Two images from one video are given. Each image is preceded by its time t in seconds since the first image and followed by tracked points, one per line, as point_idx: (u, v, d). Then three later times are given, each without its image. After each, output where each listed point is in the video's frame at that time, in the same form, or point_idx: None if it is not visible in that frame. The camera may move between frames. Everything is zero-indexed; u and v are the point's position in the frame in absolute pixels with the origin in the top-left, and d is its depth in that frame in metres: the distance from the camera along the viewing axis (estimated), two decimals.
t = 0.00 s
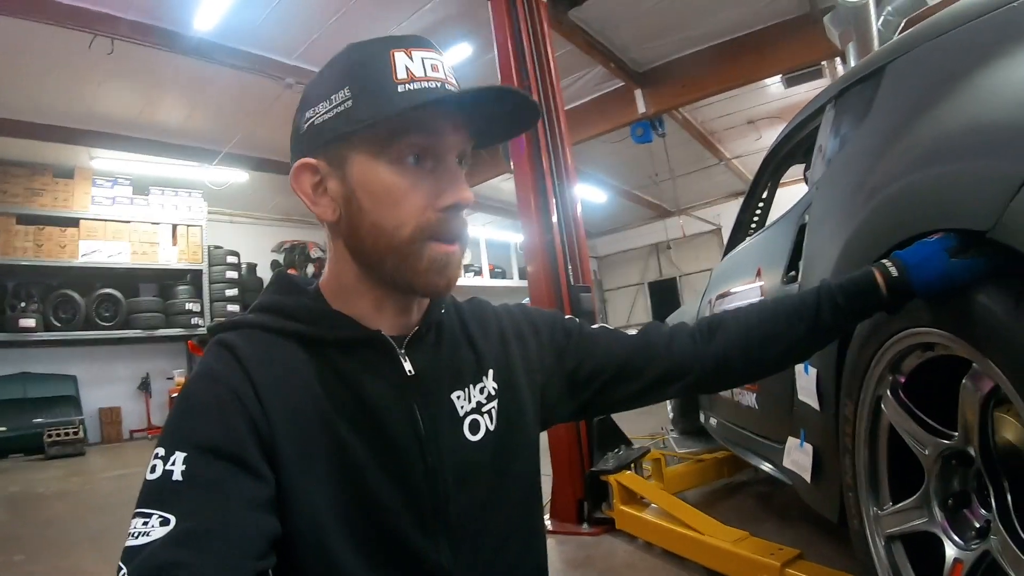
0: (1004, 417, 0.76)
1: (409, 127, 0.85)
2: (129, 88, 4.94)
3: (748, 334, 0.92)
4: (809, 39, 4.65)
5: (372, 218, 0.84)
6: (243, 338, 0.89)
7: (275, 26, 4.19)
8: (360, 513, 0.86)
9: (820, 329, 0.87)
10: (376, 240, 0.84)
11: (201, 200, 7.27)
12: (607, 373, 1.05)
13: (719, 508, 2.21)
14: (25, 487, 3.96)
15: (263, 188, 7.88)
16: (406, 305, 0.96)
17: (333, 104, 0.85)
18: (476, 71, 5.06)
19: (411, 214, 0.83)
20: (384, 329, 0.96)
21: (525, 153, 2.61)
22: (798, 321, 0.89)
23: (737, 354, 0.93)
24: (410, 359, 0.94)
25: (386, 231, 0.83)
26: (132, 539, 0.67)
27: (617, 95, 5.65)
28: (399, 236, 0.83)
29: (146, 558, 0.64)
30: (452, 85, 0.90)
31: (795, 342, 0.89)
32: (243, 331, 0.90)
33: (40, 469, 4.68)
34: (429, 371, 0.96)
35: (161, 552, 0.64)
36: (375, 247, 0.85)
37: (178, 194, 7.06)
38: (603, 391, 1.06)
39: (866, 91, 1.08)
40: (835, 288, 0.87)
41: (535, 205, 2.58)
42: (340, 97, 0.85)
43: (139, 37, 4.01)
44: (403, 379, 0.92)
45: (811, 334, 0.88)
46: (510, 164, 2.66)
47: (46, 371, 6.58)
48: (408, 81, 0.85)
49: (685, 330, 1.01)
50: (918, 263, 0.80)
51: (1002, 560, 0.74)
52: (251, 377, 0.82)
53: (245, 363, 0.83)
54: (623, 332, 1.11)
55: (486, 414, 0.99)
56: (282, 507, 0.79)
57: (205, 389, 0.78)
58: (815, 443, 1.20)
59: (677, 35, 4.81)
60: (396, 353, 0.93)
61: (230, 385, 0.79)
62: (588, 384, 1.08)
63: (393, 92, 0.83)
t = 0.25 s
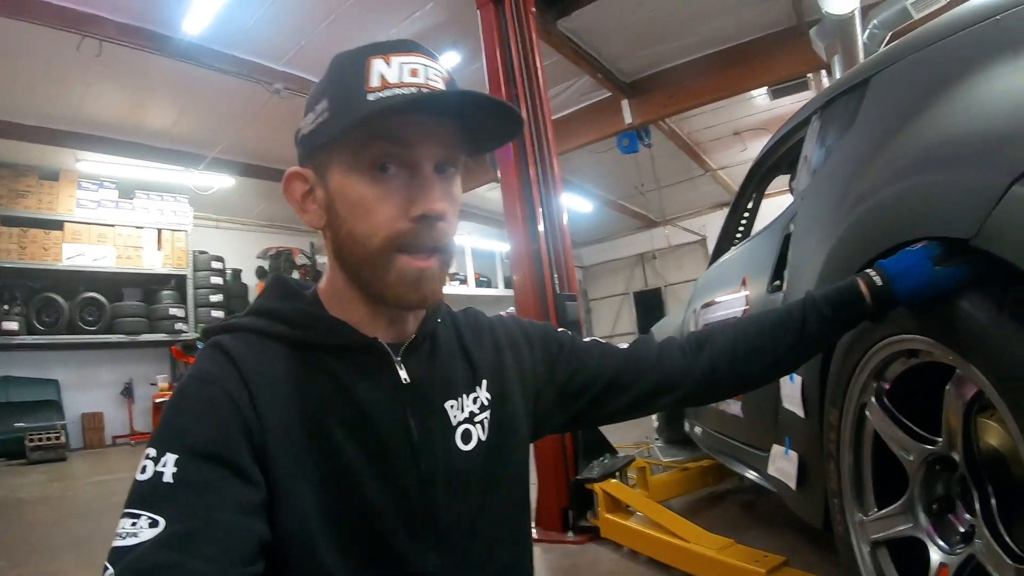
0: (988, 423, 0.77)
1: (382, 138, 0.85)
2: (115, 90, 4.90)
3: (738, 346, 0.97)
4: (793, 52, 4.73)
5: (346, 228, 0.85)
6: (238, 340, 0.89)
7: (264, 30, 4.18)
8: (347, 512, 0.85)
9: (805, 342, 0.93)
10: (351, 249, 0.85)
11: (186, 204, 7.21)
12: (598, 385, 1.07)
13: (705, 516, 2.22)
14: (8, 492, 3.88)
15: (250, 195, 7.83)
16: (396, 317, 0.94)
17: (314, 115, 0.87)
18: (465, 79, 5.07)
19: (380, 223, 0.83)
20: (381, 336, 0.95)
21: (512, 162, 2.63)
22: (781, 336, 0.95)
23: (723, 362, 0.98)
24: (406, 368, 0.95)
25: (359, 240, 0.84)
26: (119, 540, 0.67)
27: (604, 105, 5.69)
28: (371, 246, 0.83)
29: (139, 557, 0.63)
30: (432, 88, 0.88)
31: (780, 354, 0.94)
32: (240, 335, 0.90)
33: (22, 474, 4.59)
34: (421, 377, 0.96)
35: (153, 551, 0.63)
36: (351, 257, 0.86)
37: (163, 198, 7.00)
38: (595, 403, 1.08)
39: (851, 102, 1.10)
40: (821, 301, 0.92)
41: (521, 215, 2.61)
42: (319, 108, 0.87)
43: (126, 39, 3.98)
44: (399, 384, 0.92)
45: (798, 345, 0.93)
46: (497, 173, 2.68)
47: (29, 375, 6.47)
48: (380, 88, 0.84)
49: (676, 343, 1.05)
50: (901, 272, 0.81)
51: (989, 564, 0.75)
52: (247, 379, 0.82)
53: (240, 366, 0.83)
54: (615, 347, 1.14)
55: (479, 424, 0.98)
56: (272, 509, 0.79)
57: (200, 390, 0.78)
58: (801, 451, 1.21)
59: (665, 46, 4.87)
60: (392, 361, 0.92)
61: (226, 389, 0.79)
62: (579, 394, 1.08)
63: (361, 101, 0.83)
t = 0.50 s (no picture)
0: (970, 443, 0.77)
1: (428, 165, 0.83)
2: (108, 96, 4.87)
3: (721, 366, 0.97)
4: (784, 78, 4.82)
5: (375, 252, 0.83)
6: (224, 345, 0.87)
7: (261, 42, 4.20)
8: (325, 516, 0.83)
9: (788, 358, 0.94)
10: (378, 272, 0.83)
11: (178, 213, 7.07)
12: (580, 401, 1.05)
13: (689, 536, 2.20)
14: None
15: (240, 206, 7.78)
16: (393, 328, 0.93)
17: (352, 127, 0.83)
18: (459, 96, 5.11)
19: (415, 254, 0.82)
20: (366, 348, 0.92)
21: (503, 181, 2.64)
22: (769, 351, 0.95)
23: (708, 381, 0.98)
24: (391, 383, 0.92)
25: (389, 265, 0.82)
26: (101, 539, 0.68)
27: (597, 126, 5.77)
28: (401, 272, 0.82)
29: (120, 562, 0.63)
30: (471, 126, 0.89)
31: (762, 373, 0.95)
32: (227, 342, 0.88)
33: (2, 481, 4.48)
34: (408, 388, 0.95)
35: (129, 555, 0.65)
36: (375, 281, 0.84)
37: (155, 207, 6.84)
38: (576, 418, 1.06)
39: (839, 126, 1.12)
40: (805, 321, 0.93)
41: (511, 234, 2.60)
42: (360, 123, 0.83)
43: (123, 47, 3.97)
44: (381, 397, 0.90)
45: (779, 364, 0.94)
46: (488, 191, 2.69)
47: (11, 378, 6.33)
48: (430, 119, 0.84)
49: (658, 362, 1.04)
50: (884, 292, 0.82)
51: None
52: (233, 389, 0.80)
53: (226, 372, 0.82)
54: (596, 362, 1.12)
55: (458, 437, 0.97)
56: (253, 516, 0.78)
57: (184, 396, 0.77)
58: (785, 470, 1.21)
59: (657, 69, 4.96)
60: (375, 371, 0.91)
61: (211, 393, 0.78)
62: (560, 410, 1.07)
63: (417, 130, 0.83)
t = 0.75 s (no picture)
0: (989, 464, 0.75)
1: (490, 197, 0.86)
2: (134, 101, 4.99)
3: (735, 384, 0.97)
4: (805, 91, 4.79)
5: (434, 280, 0.85)
6: (243, 352, 0.88)
7: (284, 50, 4.28)
8: (342, 540, 0.83)
9: (801, 378, 0.93)
10: (434, 302, 0.85)
11: (197, 218, 7.28)
12: (593, 416, 1.05)
13: (703, 554, 2.16)
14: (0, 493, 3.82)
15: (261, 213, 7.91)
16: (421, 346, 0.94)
17: (415, 154, 0.85)
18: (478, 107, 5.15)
19: (474, 282, 0.85)
20: (391, 366, 0.94)
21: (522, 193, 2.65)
22: (780, 368, 0.94)
23: (720, 399, 0.97)
24: (411, 401, 0.94)
25: (447, 295, 0.85)
26: (111, 546, 0.65)
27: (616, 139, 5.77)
28: (458, 303, 0.85)
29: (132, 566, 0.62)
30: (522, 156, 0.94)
31: (778, 389, 0.94)
32: (245, 349, 0.88)
33: (18, 476, 4.54)
34: (428, 406, 0.96)
35: (145, 562, 0.62)
36: (431, 307, 0.86)
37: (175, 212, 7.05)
38: (588, 432, 1.06)
39: (858, 140, 1.11)
40: (821, 336, 0.92)
41: (529, 244, 2.57)
42: (425, 150, 0.84)
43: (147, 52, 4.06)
44: (403, 415, 0.91)
45: (794, 384, 0.93)
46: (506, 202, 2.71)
47: (31, 377, 6.44)
48: (494, 151, 0.87)
49: (672, 378, 1.04)
50: (901, 311, 0.81)
51: None
52: (251, 396, 0.81)
53: (245, 378, 0.83)
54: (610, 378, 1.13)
55: (475, 455, 0.98)
56: (268, 525, 0.78)
57: (203, 403, 0.77)
58: (800, 489, 1.19)
59: (677, 82, 4.97)
60: (397, 390, 0.92)
61: (227, 398, 0.78)
62: (573, 425, 1.07)
63: (484, 161, 0.86)
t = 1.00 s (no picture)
0: (984, 474, 0.75)
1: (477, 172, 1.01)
2: (139, 105, 5.02)
3: (728, 391, 0.97)
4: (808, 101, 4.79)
5: (449, 244, 0.94)
6: (238, 351, 0.87)
7: (287, 55, 4.30)
8: (335, 549, 0.82)
9: (796, 384, 0.93)
10: (450, 265, 0.94)
11: (199, 222, 7.29)
12: (585, 420, 1.05)
13: (701, 564, 2.15)
14: None
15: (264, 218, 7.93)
16: (423, 328, 0.99)
17: (419, 135, 0.95)
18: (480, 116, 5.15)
19: (483, 244, 0.96)
20: (387, 363, 0.96)
21: (521, 201, 2.66)
22: (774, 376, 0.94)
23: (713, 405, 0.98)
24: (406, 399, 0.94)
25: (462, 257, 0.95)
26: (98, 545, 0.65)
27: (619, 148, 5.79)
28: (472, 262, 0.95)
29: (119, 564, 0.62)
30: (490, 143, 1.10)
31: (772, 396, 0.94)
32: (240, 346, 0.89)
33: (16, 477, 4.52)
34: (422, 408, 0.96)
35: (131, 562, 0.62)
36: (447, 270, 0.94)
37: (177, 216, 7.07)
38: (580, 437, 1.06)
39: (856, 149, 1.12)
40: (815, 345, 0.91)
41: (528, 252, 2.62)
42: (427, 131, 0.96)
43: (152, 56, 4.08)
44: (397, 413, 0.90)
45: (789, 391, 0.93)
46: (506, 211, 2.71)
47: (31, 378, 6.44)
48: (477, 133, 1.03)
49: (666, 384, 1.05)
50: (897, 318, 0.81)
51: None
52: (244, 392, 0.80)
53: (237, 373, 0.82)
54: (603, 381, 1.14)
55: (469, 455, 0.97)
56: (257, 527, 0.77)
57: (195, 401, 0.76)
58: (796, 498, 1.18)
59: (679, 91, 4.99)
60: (392, 385, 0.92)
61: (220, 397, 0.77)
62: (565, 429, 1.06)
63: (471, 140, 1.00)
